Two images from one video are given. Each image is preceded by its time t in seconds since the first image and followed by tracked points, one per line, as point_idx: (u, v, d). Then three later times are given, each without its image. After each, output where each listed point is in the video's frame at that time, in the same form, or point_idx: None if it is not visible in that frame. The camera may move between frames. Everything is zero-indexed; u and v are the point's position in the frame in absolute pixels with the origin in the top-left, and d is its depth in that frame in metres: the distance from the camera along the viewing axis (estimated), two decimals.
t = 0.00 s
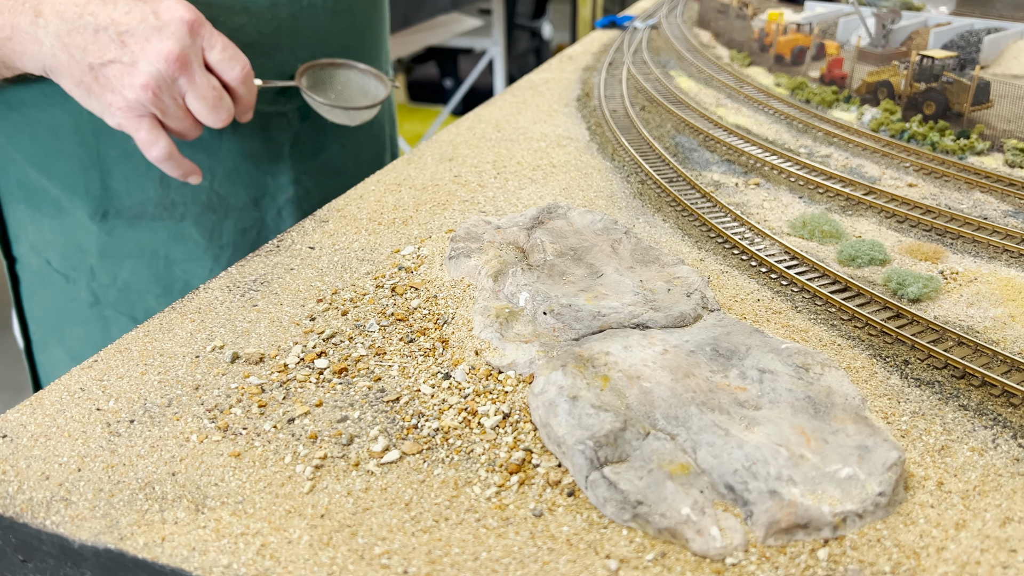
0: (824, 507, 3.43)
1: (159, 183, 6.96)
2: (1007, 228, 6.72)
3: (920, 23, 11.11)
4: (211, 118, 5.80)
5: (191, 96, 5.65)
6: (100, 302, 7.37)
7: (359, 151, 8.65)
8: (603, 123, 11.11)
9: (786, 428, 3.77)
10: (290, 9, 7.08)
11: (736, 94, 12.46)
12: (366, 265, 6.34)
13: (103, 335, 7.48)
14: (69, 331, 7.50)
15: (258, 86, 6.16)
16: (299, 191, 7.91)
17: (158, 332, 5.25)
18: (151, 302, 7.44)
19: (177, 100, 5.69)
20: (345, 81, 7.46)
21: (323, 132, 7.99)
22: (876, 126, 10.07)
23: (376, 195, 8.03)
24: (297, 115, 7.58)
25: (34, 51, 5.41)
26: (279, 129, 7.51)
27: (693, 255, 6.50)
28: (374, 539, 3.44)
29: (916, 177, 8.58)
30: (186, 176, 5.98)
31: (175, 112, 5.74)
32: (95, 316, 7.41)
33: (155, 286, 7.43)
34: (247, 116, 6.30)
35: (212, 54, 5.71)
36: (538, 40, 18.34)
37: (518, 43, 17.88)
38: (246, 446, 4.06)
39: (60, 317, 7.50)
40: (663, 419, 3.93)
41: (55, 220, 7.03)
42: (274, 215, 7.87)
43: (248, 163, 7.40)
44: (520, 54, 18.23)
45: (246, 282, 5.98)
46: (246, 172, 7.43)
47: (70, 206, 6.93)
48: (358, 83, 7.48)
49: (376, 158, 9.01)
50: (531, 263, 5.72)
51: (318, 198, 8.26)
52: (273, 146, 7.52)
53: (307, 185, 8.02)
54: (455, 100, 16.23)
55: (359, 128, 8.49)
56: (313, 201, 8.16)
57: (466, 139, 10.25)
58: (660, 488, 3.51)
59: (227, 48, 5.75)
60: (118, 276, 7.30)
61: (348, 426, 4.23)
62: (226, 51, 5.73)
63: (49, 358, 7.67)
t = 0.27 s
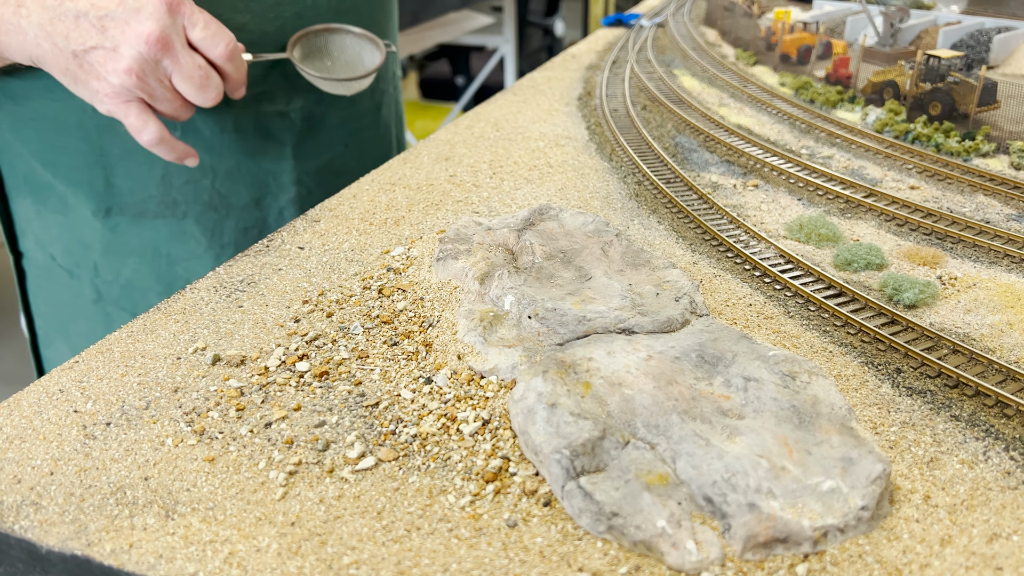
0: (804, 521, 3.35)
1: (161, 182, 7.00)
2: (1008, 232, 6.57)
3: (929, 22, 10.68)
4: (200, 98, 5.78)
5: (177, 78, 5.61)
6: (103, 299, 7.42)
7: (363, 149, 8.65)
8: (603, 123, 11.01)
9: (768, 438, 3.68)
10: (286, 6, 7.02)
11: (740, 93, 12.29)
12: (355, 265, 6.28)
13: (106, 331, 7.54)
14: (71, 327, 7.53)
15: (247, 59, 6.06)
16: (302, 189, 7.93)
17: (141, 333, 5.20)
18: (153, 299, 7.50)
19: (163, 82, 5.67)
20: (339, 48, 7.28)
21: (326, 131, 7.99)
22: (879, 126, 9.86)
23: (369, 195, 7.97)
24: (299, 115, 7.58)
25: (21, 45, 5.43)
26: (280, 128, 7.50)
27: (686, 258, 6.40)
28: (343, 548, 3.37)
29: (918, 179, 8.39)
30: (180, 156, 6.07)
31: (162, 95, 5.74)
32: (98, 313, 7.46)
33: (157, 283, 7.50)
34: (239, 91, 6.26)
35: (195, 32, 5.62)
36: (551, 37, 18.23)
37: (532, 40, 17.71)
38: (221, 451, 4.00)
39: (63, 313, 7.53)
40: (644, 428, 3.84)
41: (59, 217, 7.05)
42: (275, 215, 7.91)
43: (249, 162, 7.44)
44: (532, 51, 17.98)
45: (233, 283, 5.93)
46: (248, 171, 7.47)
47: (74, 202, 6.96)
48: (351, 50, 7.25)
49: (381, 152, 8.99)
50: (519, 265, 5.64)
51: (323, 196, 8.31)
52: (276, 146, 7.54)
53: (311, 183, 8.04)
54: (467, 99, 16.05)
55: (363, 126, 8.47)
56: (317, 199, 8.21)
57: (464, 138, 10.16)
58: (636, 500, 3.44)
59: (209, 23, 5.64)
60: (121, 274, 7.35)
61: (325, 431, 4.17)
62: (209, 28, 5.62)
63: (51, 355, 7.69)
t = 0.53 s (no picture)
0: (786, 534, 3.31)
1: (169, 179, 7.02)
2: (1011, 238, 6.46)
3: (940, 22, 10.03)
4: (205, 84, 5.78)
5: (181, 65, 5.63)
6: (111, 296, 7.38)
7: (369, 147, 8.71)
8: (605, 124, 10.94)
9: (753, 448, 3.63)
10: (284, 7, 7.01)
11: (745, 94, 11.98)
12: (348, 268, 6.26)
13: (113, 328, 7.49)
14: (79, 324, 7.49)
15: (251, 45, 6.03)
16: (309, 189, 7.96)
17: (131, 334, 5.20)
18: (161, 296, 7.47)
19: (168, 70, 5.69)
20: (341, 27, 7.10)
21: (334, 130, 8.05)
22: (885, 129, 9.53)
23: (367, 196, 7.94)
24: (307, 115, 7.63)
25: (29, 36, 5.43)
26: (289, 127, 7.55)
27: (682, 262, 6.35)
28: (320, 556, 3.36)
29: (922, 183, 8.20)
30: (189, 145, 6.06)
31: (168, 83, 5.76)
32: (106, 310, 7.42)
33: (165, 280, 7.47)
34: (245, 76, 6.21)
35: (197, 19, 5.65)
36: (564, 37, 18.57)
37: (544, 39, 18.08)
38: (204, 455, 3.99)
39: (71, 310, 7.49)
40: (628, 437, 3.80)
41: (69, 213, 7.06)
42: (282, 214, 7.93)
43: (258, 161, 7.46)
44: (544, 50, 18.36)
45: (226, 284, 5.93)
46: (257, 170, 7.49)
47: (85, 198, 6.97)
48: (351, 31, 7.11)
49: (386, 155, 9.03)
50: (512, 269, 5.58)
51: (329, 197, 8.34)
52: (284, 146, 7.58)
53: (318, 183, 8.07)
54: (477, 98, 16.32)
55: (370, 128, 8.52)
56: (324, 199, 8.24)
57: (464, 139, 10.11)
58: (616, 511, 3.41)
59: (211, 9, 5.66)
60: (129, 270, 7.32)
61: (309, 436, 4.15)
62: (210, 15, 5.65)
63: (59, 351, 7.64)
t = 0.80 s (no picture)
0: (777, 542, 3.26)
1: (176, 171, 6.99)
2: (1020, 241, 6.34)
3: (952, 21, 9.44)
4: (217, 73, 5.81)
5: (195, 53, 5.65)
6: (115, 285, 7.32)
7: (375, 146, 8.68)
8: (610, 122, 10.85)
9: (746, 454, 3.57)
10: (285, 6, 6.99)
11: (753, 93, 11.67)
12: (346, 267, 6.23)
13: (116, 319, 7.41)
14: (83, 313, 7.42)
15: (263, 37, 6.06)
16: (314, 185, 7.93)
17: (126, 333, 5.18)
18: (164, 288, 7.38)
19: (181, 58, 5.70)
20: (353, 27, 7.21)
21: (340, 127, 8.04)
22: (893, 129, 9.30)
23: (368, 195, 7.89)
24: (315, 112, 7.65)
25: (46, 16, 5.41)
26: (296, 123, 7.55)
27: (682, 264, 6.28)
28: (305, 560, 3.33)
29: (929, 184, 8.06)
30: (199, 133, 6.07)
31: (180, 70, 5.77)
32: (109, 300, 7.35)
33: (168, 272, 7.37)
34: (254, 67, 6.23)
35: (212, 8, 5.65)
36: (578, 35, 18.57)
37: (557, 37, 18.12)
38: (193, 456, 3.97)
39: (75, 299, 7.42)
40: (620, 441, 3.74)
41: (77, 202, 7.03)
42: (287, 209, 7.87)
43: (264, 155, 7.45)
44: (558, 48, 18.34)
45: (223, 283, 5.91)
46: (263, 164, 7.47)
47: (93, 188, 6.94)
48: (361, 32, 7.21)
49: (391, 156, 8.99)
50: (509, 270, 5.52)
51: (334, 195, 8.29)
52: (291, 141, 7.58)
53: (323, 179, 8.04)
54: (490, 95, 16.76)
55: (376, 128, 8.51)
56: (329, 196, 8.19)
57: (468, 137, 10.03)
58: (605, 517, 3.36)
59: None
60: (134, 261, 7.25)
61: (299, 438, 4.12)
62: (225, 6, 5.65)
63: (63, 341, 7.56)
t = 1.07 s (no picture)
0: (768, 559, 3.23)
1: (179, 163, 7.02)
2: None
3: (962, 23, 9.04)
4: (218, 71, 5.79)
5: (199, 49, 5.65)
6: (115, 272, 7.29)
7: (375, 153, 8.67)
8: (615, 126, 10.80)
9: (739, 468, 3.54)
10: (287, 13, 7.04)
11: (759, 96, 11.51)
12: (345, 273, 6.23)
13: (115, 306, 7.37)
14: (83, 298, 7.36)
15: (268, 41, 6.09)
16: (312, 185, 7.92)
17: (124, 340, 5.20)
18: (162, 278, 7.35)
19: (185, 53, 5.70)
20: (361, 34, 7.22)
21: (340, 132, 8.07)
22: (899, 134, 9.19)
23: (369, 199, 7.90)
24: (316, 115, 7.71)
25: (61, 7, 5.53)
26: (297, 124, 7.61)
27: (682, 271, 6.24)
28: (295, 572, 3.34)
29: (934, 191, 7.98)
30: (195, 131, 6.02)
31: (183, 65, 5.75)
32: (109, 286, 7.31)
33: (168, 261, 7.35)
34: (256, 70, 6.25)
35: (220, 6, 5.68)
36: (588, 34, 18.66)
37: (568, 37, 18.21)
38: (186, 465, 3.98)
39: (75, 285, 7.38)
40: (613, 454, 3.72)
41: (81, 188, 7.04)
42: (285, 208, 7.86)
43: (265, 154, 7.48)
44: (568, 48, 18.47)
45: (222, 289, 5.92)
46: (264, 163, 7.49)
47: (98, 175, 6.96)
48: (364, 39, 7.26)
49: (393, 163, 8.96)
50: (507, 277, 5.48)
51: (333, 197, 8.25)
52: (292, 141, 7.61)
53: (322, 179, 8.04)
54: (501, 95, 16.87)
55: (376, 133, 8.52)
56: (327, 198, 8.16)
57: (471, 141, 9.98)
58: (595, 531, 3.35)
59: None
60: (135, 249, 7.22)
61: (293, 447, 4.12)
62: (233, 7, 5.71)
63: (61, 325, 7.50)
